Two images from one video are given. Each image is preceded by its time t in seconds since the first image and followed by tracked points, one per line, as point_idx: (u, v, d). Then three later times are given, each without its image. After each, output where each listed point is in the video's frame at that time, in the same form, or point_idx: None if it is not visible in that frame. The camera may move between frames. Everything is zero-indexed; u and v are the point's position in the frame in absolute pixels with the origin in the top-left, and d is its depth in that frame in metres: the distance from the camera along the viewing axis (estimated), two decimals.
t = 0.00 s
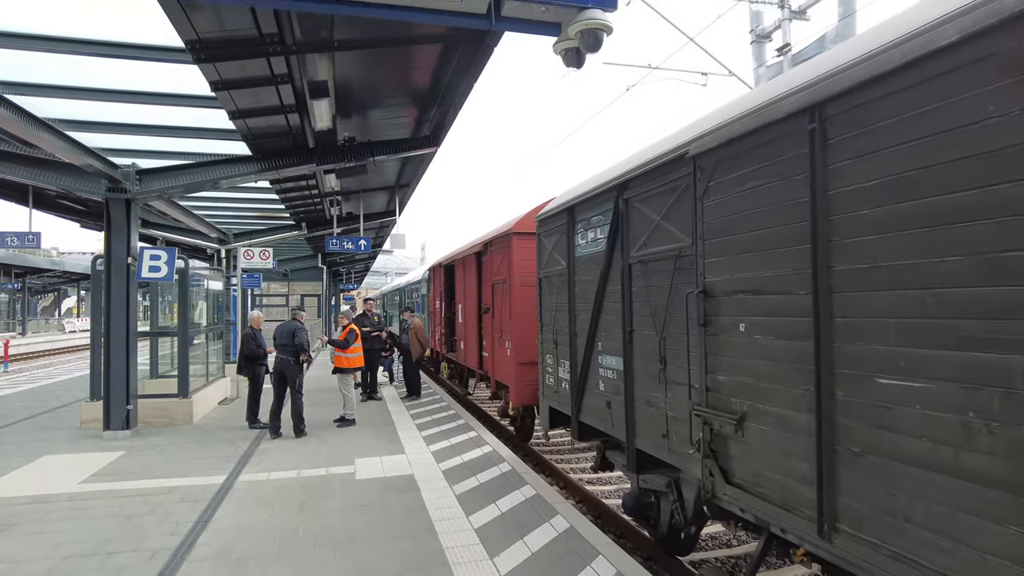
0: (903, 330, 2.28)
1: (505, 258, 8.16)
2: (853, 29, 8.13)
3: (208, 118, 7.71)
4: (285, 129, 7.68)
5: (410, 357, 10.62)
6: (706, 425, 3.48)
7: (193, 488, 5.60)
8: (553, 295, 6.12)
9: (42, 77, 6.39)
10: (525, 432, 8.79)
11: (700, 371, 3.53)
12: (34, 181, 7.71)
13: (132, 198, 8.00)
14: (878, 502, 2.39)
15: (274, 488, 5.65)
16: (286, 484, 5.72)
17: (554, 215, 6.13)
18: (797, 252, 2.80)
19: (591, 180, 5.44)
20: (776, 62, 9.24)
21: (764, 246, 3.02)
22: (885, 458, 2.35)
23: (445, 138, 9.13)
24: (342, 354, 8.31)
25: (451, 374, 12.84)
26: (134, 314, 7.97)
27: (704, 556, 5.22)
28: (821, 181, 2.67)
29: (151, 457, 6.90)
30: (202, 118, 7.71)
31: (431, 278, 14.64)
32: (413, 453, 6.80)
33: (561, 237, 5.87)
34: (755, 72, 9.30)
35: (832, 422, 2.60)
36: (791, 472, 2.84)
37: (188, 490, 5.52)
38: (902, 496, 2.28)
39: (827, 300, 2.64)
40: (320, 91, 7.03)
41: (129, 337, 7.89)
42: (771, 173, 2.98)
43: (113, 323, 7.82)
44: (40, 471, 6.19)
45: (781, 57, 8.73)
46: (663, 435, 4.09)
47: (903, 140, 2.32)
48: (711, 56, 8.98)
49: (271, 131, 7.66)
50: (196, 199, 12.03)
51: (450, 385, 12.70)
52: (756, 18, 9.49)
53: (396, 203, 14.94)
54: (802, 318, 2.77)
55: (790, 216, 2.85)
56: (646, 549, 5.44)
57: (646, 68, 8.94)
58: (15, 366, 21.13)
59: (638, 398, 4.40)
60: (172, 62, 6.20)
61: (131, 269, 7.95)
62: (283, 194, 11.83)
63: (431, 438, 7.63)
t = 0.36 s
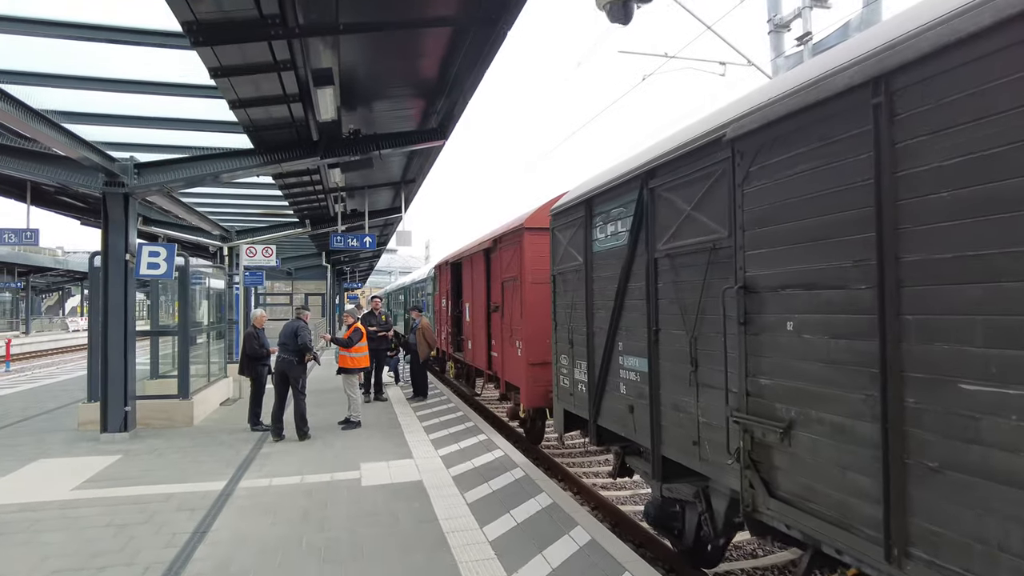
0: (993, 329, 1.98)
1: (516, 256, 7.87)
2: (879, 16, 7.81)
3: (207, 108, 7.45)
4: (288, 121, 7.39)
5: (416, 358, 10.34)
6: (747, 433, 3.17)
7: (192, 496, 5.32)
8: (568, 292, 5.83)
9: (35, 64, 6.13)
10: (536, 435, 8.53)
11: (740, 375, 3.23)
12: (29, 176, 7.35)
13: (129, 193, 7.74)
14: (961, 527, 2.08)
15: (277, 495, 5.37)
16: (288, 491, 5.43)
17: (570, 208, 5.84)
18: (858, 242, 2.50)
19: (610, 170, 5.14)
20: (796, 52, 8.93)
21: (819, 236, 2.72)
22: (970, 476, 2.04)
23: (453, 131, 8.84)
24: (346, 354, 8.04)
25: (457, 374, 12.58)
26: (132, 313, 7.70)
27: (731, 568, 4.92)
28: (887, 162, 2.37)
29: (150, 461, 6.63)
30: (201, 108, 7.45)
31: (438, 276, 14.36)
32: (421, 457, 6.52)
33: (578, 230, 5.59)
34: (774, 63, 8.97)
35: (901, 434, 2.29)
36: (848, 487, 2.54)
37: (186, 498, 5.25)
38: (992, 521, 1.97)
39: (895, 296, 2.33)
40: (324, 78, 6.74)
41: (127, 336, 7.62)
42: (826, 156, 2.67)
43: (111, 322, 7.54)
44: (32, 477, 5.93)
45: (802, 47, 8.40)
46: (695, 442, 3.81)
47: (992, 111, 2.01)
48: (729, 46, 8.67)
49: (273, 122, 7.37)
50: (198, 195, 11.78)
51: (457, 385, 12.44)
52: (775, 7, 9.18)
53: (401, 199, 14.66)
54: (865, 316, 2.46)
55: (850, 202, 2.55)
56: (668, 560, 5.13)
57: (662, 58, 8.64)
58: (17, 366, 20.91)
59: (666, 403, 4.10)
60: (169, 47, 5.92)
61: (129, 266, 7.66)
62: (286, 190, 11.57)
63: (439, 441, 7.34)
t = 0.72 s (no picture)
0: None
1: (530, 254, 7.57)
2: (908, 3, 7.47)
3: (210, 101, 7.17)
4: (295, 115, 7.13)
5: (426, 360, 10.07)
6: (805, 447, 2.86)
7: (195, 507, 5.05)
8: (590, 292, 5.53)
9: (32, 54, 5.87)
10: (551, 439, 8.27)
11: (797, 382, 2.92)
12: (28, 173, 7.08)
13: (131, 191, 7.46)
14: None
15: (284, 506, 5.09)
16: (297, 502, 5.16)
17: (591, 203, 5.55)
18: (947, 232, 2.18)
19: (636, 162, 4.84)
20: (819, 43, 8.58)
21: (896, 227, 2.41)
22: None
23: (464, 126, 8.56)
24: (355, 356, 7.77)
25: (467, 376, 12.32)
26: (135, 314, 7.43)
27: None
28: (983, 139, 2.06)
29: (152, 468, 6.37)
30: (204, 102, 7.17)
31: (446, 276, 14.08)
32: (434, 464, 6.24)
33: (600, 227, 5.30)
34: (797, 53, 8.61)
35: (1002, 453, 1.98)
36: (931, 511, 2.24)
37: (189, 509, 4.98)
38: None
39: (993, 293, 2.01)
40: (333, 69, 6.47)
41: (130, 338, 7.36)
42: (907, 135, 2.36)
43: (112, 324, 7.28)
44: (30, 487, 5.68)
45: (827, 35, 8.05)
46: (739, 454, 3.51)
47: None
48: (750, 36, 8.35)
49: (280, 117, 7.12)
50: (203, 194, 11.54)
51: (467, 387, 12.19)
52: None
53: (409, 198, 14.39)
54: (955, 317, 2.15)
55: (936, 187, 2.24)
56: None
57: (681, 49, 8.32)
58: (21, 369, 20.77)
59: (705, 411, 3.80)
60: (170, 36, 5.67)
61: (131, 266, 7.39)
62: (292, 188, 11.31)
63: (453, 447, 7.06)
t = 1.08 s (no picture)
0: None
1: (547, 254, 7.30)
2: None
3: (218, 94, 6.94)
4: (304, 109, 6.89)
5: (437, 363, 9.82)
6: (870, 466, 2.58)
7: (199, 518, 4.79)
8: (613, 294, 5.27)
9: (33, 42, 5.64)
10: (566, 446, 8.03)
11: (860, 394, 2.64)
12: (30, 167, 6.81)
13: (136, 186, 7.18)
14: None
15: (292, 518, 4.84)
16: (305, 514, 4.90)
17: (615, 201, 5.28)
18: None
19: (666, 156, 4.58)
20: (845, 38, 8.28)
21: (987, 223, 2.13)
22: None
23: (479, 122, 8.30)
24: (365, 360, 7.51)
25: (477, 379, 12.08)
26: (139, 314, 7.19)
27: None
28: None
29: (155, 475, 6.12)
30: (212, 95, 6.94)
31: (456, 276, 13.84)
32: (448, 473, 5.98)
33: (626, 225, 5.03)
34: (821, 49, 8.32)
35: None
36: None
37: (192, 520, 4.73)
38: None
39: None
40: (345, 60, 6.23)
41: (133, 339, 7.11)
42: (1002, 119, 2.09)
43: (115, 324, 7.03)
44: (27, 494, 5.43)
45: (854, 30, 7.75)
46: (787, 470, 3.24)
47: None
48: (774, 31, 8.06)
49: (289, 111, 6.88)
50: (209, 192, 11.30)
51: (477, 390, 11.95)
52: None
53: (418, 197, 14.14)
54: None
55: None
56: None
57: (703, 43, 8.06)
58: (26, 368, 20.63)
59: (748, 423, 3.53)
60: (177, 24, 5.43)
61: (135, 265, 7.13)
62: (300, 186, 11.08)
63: (466, 453, 6.80)
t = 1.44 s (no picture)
0: None
1: (560, 254, 7.02)
2: None
3: (219, 87, 6.66)
4: (309, 103, 6.61)
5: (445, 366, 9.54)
6: (952, 490, 2.30)
7: (198, 534, 4.50)
8: (637, 296, 4.99)
9: (26, 30, 5.36)
10: (579, 453, 7.78)
11: (937, 409, 2.35)
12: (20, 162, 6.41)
13: (134, 183, 6.86)
14: None
15: (297, 533, 4.54)
16: (311, 529, 4.61)
17: (639, 197, 5.00)
18: None
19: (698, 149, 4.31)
20: (868, 31, 7.99)
21: None
22: None
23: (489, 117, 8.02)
24: (372, 363, 7.24)
25: (485, 383, 11.82)
26: (136, 316, 6.90)
27: None
28: None
29: (153, 485, 5.83)
30: (213, 88, 6.66)
31: (462, 277, 13.55)
32: (460, 483, 5.69)
33: (651, 223, 4.75)
34: (843, 42, 8.03)
35: None
36: None
37: (192, 537, 4.44)
38: None
39: None
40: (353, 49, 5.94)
41: (131, 342, 6.83)
42: None
43: (112, 327, 6.75)
44: (18, 507, 5.15)
45: (880, 21, 7.45)
46: (841, 489, 2.95)
47: None
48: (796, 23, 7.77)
49: (293, 105, 6.61)
50: (211, 190, 11.04)
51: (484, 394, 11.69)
52: None
53: (424, 196, 13.86)
54: None
55: None
56: None
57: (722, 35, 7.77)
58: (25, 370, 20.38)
59: (796, 436, 3.25)
60: (176, 10, 5.14)
61: (133, 265, 6.85)
62: (304, 185, 10.81)
63: (477, 462, 6.52)
